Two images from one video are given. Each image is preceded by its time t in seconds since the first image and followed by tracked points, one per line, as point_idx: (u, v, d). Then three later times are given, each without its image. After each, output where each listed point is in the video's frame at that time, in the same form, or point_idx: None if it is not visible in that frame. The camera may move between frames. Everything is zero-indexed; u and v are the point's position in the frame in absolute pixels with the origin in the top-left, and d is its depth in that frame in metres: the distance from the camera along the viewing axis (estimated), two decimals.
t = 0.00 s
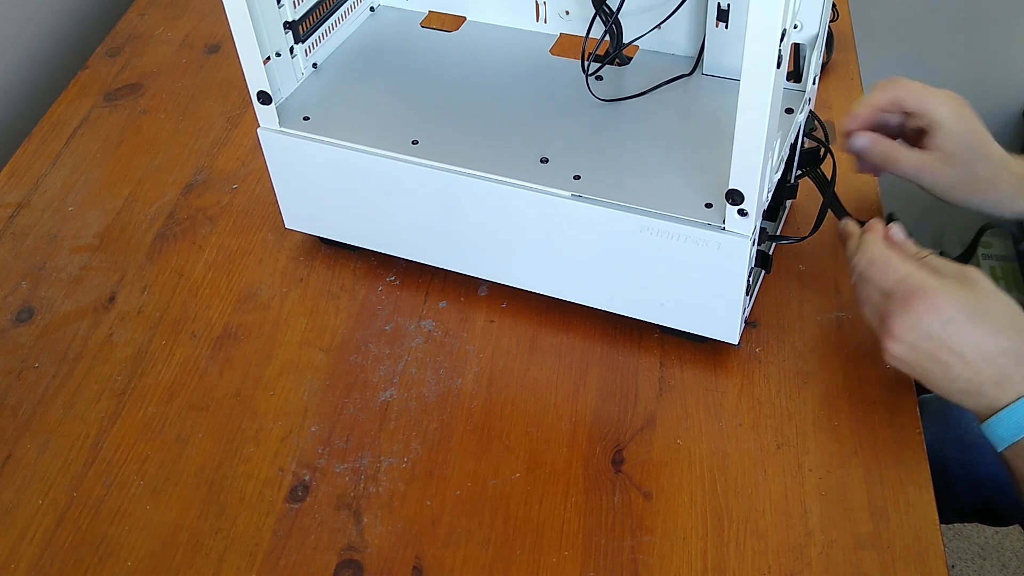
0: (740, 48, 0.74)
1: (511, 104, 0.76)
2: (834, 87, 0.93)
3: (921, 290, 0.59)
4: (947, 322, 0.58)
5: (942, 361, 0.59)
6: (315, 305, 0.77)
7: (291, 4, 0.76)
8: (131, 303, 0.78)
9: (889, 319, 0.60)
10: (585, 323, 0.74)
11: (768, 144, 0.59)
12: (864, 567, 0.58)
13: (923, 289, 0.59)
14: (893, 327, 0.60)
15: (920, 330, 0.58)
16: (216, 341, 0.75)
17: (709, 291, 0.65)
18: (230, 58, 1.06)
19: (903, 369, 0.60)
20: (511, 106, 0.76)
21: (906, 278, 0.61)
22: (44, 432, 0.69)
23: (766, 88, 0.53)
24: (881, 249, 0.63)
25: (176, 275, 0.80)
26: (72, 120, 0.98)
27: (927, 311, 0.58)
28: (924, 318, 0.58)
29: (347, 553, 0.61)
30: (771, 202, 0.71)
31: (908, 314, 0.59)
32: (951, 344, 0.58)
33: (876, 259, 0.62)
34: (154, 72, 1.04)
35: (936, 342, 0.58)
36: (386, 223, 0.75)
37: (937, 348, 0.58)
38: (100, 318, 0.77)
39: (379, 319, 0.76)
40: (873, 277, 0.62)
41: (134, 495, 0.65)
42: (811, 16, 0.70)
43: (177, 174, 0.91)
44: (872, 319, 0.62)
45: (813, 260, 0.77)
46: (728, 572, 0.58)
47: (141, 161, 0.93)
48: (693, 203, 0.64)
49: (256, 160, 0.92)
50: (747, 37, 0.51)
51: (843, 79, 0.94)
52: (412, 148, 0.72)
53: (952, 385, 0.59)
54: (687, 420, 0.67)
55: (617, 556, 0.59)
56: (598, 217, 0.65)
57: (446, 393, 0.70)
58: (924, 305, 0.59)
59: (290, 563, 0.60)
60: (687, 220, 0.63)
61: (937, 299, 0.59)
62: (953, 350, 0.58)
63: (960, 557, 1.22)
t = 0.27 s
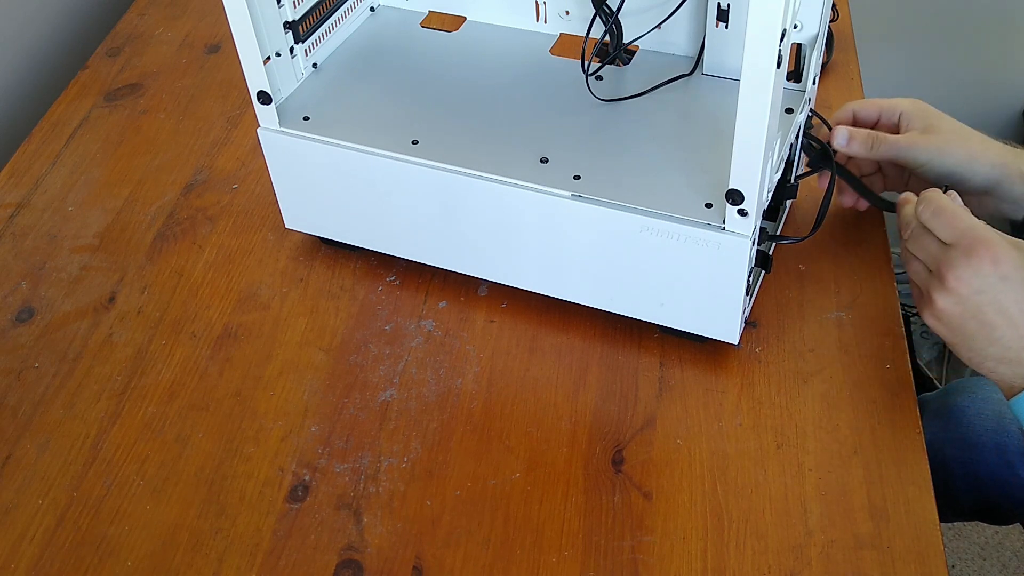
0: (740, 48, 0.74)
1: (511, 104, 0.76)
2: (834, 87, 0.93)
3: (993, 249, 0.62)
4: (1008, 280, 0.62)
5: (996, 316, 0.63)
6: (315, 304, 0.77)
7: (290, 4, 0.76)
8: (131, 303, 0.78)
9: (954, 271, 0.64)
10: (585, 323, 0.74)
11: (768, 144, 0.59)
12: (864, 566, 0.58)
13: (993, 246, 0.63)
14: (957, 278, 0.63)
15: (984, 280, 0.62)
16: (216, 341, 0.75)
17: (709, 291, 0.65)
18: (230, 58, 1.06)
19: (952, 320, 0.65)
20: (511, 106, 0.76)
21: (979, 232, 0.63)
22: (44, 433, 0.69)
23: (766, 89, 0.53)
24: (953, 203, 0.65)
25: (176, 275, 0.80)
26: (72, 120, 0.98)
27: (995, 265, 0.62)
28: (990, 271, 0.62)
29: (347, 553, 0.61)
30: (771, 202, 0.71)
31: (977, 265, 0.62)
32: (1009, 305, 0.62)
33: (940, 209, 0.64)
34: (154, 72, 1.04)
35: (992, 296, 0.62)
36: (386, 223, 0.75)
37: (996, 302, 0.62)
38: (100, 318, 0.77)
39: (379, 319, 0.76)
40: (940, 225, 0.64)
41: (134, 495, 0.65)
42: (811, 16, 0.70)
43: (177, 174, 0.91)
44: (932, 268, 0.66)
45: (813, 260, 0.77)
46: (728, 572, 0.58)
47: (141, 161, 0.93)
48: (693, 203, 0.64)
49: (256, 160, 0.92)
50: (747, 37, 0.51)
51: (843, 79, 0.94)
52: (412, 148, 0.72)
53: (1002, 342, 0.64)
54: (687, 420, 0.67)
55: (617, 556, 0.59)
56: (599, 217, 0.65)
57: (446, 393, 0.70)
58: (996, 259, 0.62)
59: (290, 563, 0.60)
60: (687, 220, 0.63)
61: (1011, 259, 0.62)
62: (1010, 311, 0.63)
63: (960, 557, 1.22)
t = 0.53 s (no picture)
0: (740, 48, 0.74)
1: (511, 104, 0.76)
2: (834, 87, 0.93)
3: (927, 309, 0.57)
4: (938, 351, 0.56)
5: (957, 385, 0.56)
6: (315, 305, 0.77)
7: (290, 4, 0.76)
8: (131, 303, 0.78)
9: (910, 344, 0.57)
10: (585, 322, 0.74)
11: (768, 144, 0.59)
12: (864, 567, 0.58)
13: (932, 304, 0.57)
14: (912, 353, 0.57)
15: (918, 360, 0.57)
16: (216, 341, 0.75)
17: (709, 291, 0.65)
18: (230, 58, 1.06)
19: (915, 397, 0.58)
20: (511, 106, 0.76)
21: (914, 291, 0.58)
22: (44, 433, 0.69)
23: (766, 89, 0.53)
24: (879, 268, 0.61)
25: (176, 275, 0.80)
26: (72, 120, 0.98)
27: (926, 339, 0.56)
28: (934, 346, 0.56)
29: (347, 552, 0.61)
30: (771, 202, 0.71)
31: (918, 342, 0.57)
32: (975, 366, 0.56)
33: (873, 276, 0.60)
34: (154, 72, 1.04)
35: (941, 368, 0.56)
36: (386, 223, 0.75)
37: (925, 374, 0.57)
38: (100, 318, 0.77)
39: (379, 319, 0.76)
40: (866, 299, 0.61)
41: (134, 495, 0.65)
42: (811, 16, 0.70)
43: (177, 174, 0.91)
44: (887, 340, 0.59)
45: (813, 260, 0.77)
46: (729, 572, 0.58)
47: (141, 161, 0.93)
48: (693, 203, 0.64)
49: (256, 160, 0.92)
50: (747, 37, 0.51)
51: (843, 79, 0.94)
52: (412, 148, 0.72)
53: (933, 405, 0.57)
54: (687, 419, 0.67)
55: (617, 556, 0.59)
56: (599, 217, 0.65)
57: (446, 393, 0.70)
58: (921, 335, 0.57)
59: (290, 563, 0.60)
60: (687, 220, 0.63)
61: (935, 325, 0.56)
62: (974, 376, 0.56)
63: (960, 557, 1.22)
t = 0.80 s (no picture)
0: (740, 48, 0.74)
1: (511, 104, 0.76)
2: (834, 87, 0.93)
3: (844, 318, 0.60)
4: (860, 359, 0.59)
5: (884, 387, 0.59)
6: (315, 304, 0.77)
7: (291, 4, 0.76)
8: (131, 303, 0.78)
9: (834, 359, 0.60)
10: (585, 322, 0.74)
11: (768, 144, 0.59)
12: (864, 567, 0.58)
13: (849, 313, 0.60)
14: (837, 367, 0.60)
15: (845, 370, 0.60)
16: (216, 341, 0.75)
17: (709, 291, 0.65)
18: (230, 58, 1.06)
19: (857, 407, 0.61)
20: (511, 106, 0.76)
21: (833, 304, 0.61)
22: (44, 432, 0.69)
23: (766, 89, 0.53)
24: (807, 287, 0.64)
25: (176, 275, 0.80)
26: (72, 120, 0.98)
27: (846, 351, 0.59)
28: (854, 355, 0.59)
29: (347, 553, 0.61)
30: (771, 202, 0.71)
31: (838, 353, 0.60)
32: (897, 365, 0.58)
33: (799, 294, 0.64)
34: (154, 72, 1.04)
35: (867, 373, 0.59)
36: (386, 223, 0.75)
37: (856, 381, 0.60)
38: (100, 318, 0.77)
39: (379, 319, 0.76)
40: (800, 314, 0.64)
41: (134, 495, 0.65)
42: (811, 16, 0.70)
43: (177, 174, 0.91)
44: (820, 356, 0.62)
45: (813, 260, 0.77)
46: (728, 572, 0.58)
47: (141, 161, 0.93)
48: (693, 203, 0.64)
49: (256, 160, 0.92)
50: (746, 37, 0.51)
51: (843, 79, 0.94)
52: (412, 149, 0.72)
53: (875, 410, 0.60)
54: (687, 420, 0.67)
55: (617, 556, 0.59)
56: (598, 217, 0.65)
57: (446, 393, 0.70)
58: (840, 346, 0.60)
59: (290, 563, 0.60)
60: (687, 220, 0.63)
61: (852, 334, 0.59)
62: (900, 375, 0.58)
63: (960, 557, 1.22)
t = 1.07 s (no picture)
0: (740, 48, 0.74)
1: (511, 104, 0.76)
2: (834, 87, 0.93)
3: (847, 318, 0.61)
4: (862, 359, 0.60)
5: (884, 387, 0.60)
6: (315, 304, 0.77)
7: (291, 4, 0.76)
8: (131, 303, 0.78)
9: (836, 357, 0.61)
10: (585, 322, 0.74)
11: (769, 144, 0.59)
12: (864, 567, 0.58)
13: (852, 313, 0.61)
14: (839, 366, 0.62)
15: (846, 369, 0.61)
16: (216, 341, 0.75)
17: (708, 290, 0.65)
18: (230, 58, 1.06)
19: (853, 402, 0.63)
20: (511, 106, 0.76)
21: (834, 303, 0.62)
22: (44, 432, 0.69)
23: (766, 88, 0.53)
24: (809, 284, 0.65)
25: (176, 275, 0.80)
26: (72, 120, 0.98)
27: (848, 351, 0.61)
28: (856, 356, 0.60)
29: (347, 553, 0.61)
30: (771, 202, 0.71)
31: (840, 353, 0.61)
32: (897, 367, 0.60)
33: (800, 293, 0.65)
34: (154, 72, 1.04)
35: (868, 373, 0.60)
36: (386, 223, 0.75)
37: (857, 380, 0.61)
38: (100, 318, 0.77)
39: (379, 319, 0.76)
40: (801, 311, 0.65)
41: (134, 495, 0.65)
42: (811, 16, 0.70)
43: (177, 174, 0.91)
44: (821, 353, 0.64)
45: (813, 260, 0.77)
46: (729, 572, 0.58)
47: (141, 161, 0.93)
48: (693, 203, 0.64)
49: (256, 160, 0.92)
50: (746, 37, 0.51)
51: (843, 79, 0.94)
52: (412, 149, 0.72)
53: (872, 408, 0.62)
54: (687, 420, 0.67)
55: (617, 556, 0.59)
56: (598, 218, 0.65)
57: (446, 393, 0.70)
58: (843, 346, 0.61)
59: (290, 563, 0.60)
60: (687, 220, 0.63)
61: (856, 335, 0.60)
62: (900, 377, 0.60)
63: (959, 557, 1.22)
